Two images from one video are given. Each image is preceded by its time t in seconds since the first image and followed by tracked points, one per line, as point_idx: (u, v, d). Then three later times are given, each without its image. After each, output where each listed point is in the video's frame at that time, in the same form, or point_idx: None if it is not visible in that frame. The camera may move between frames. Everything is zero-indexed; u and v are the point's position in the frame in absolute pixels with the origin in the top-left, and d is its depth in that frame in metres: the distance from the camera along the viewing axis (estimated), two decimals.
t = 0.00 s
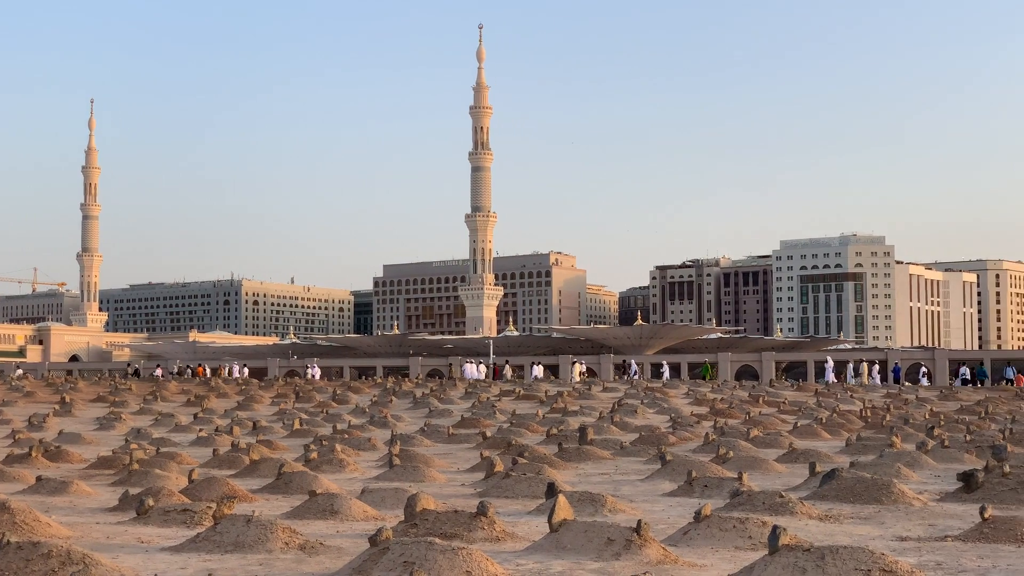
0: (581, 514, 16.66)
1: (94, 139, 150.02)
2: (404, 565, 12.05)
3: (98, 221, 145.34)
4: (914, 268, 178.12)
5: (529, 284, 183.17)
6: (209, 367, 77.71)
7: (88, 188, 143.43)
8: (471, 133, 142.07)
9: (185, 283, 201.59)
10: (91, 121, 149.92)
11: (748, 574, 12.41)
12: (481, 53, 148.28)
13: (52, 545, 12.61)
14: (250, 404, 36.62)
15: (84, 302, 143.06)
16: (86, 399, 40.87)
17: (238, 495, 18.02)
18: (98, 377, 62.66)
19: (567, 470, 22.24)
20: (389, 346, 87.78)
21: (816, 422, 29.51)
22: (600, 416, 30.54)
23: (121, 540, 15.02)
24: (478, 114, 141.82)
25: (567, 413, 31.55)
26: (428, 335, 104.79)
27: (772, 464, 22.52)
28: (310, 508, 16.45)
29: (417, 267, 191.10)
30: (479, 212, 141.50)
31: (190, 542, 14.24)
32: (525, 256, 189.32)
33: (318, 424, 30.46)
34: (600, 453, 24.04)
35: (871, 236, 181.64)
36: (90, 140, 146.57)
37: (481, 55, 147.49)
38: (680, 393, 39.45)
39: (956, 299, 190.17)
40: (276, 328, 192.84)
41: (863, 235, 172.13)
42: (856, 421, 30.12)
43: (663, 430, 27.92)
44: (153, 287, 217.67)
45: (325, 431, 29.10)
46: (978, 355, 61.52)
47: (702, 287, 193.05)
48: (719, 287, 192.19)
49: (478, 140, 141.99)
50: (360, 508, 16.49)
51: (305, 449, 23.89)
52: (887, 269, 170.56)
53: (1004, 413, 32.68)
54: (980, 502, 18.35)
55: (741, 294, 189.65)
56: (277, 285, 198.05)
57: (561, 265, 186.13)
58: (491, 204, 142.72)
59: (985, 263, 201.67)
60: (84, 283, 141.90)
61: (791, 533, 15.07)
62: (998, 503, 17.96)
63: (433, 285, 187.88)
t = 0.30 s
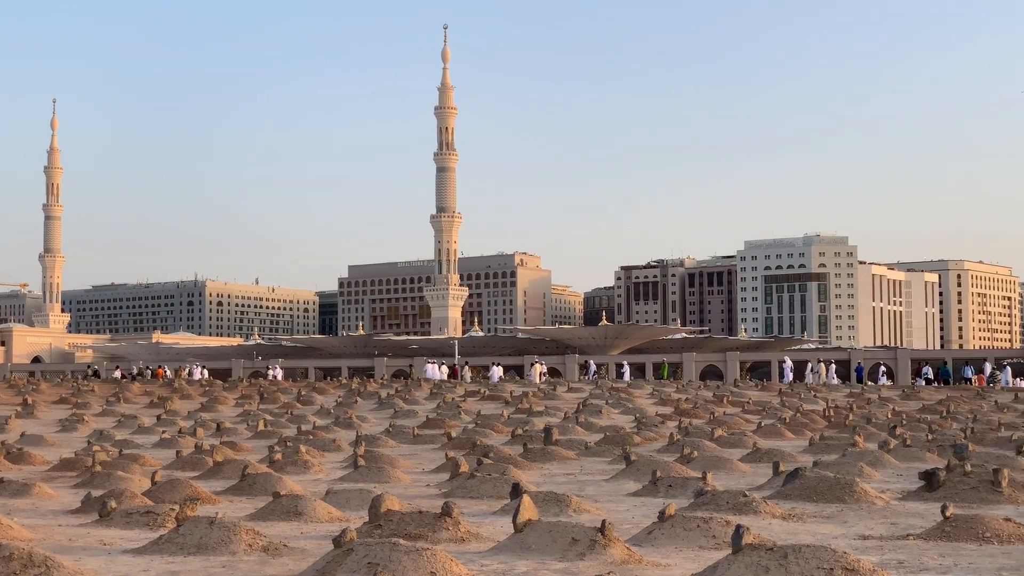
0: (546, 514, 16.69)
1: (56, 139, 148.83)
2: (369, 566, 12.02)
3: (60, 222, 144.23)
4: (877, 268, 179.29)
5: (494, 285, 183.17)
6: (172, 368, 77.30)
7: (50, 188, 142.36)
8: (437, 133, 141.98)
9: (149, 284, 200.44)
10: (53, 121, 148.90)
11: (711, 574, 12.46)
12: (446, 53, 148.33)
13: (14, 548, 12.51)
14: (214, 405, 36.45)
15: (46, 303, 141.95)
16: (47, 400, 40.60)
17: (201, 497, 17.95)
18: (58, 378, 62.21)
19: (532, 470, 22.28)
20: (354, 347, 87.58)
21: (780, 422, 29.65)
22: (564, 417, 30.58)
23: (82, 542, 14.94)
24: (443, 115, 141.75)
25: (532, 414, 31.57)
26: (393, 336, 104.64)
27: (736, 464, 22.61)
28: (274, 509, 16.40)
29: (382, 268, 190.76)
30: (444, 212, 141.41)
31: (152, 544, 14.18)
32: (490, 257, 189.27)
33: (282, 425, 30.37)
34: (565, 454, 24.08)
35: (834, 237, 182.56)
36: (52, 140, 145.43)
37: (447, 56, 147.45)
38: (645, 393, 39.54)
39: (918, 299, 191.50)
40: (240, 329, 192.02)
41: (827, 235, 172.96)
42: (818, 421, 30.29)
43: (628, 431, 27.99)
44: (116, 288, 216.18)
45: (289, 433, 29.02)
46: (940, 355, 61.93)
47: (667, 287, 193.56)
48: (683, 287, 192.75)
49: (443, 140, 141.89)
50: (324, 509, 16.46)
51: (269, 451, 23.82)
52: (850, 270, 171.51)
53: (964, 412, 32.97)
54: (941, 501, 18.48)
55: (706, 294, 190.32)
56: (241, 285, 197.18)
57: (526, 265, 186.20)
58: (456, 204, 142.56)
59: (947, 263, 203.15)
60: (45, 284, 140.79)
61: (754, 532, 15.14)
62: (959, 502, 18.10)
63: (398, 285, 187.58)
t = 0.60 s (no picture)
0: (510, 517, 16.69)
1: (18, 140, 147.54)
2: (332, 570, 11.99)
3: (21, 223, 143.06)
4: (840, 271, 180.26)
5: (459, 287, 183.06)
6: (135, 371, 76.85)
7: (11, 189, 141.19)
8: (402, 136, 141.77)
9: (111, 287, 199.27)
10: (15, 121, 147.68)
11: None
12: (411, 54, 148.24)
13: None
14: (177, 408, 36.25)
15: (7, 306, 140.84)
16: (8, 404, 40.29)
17: (163, 501, 17.83)
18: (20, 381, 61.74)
19: (496, 472, 22.27)
20: (318, 349, 87.30)
21: (744, 424, 29.76)
22: (529, 419, 30.60)
23: (43, 546, 14.83)
24: (408, 117, 141.55)
25: (496, 416, 31.55)
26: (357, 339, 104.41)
27: (700, 466, 22.67)
28: (237, 513, 16.31)
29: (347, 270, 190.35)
30: (408, 214, 141.24)
31: (113, 547, 14.09)
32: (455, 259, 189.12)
33: (246, 428, 30.23)
34: (529, 456, 24.08)
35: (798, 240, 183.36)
36: (14, 141, 144.24)
37: (412, 58, 147.24)
38: (609, 396, 39.63)
39: (881, 301, 192.65)
40: (203, 332, 191.23)
41: (791, 238, 173.59)
42: (782, 422, 30.42)
43: (593, 433, 28.03)
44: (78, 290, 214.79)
45: (252, 436, 28.91)
46: (903, 356, 62.23)
47: (631, 290, 194.00)
48: (648, 290, 193.18)
49: (408, 143, 141.70)
50: (288, 512, 16.40)
51: (232, 454, 23.71)
52: (814, 273, 172.26)
53: (926, 414, 33.21)
54: (903, 502, 18.58)
55: (671, 296, 190.82)
56: (205, 288, 196.29)
57: (491, 268, 186.20)
58: (421, 206, 142.38)
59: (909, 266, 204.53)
60: (6, 287, 139.66)
61: (718, 535, 15.18)
62: (921, 503, 18.22)
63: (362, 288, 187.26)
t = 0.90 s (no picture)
0: (473, 519, 16.67)
1: None
2: (292, 573, 11.97)
3: None
4: (802, 274, 181.20)
5: (423, 290, 182.87)
6: (96, 375, 76.39)
7: None
8: (365, 138, 141.56)
9: (71, 289, 197.96)
10: None
11: None
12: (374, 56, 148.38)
13: None
14: (137, 412, 36.02)
15: None
16: None
17: (124, 505, 17.71)
18: None
19: (459, 475, 22.27)
20: (281, 352, 86.97)
21: (707, 426, 29.89)
22: (492, 422, 30.61)
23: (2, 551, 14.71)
24: (371, 119, 141.41)
25: (459, 419, 31.56)
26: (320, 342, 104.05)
27: (662, 469, 22.73)
28: (198, 517, 16.24)
29: (310, 273, 189.86)
30: (371, 217, 141.25)
31: (73, 551, 14.00)
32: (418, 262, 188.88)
33: (207, 432, 30.10)
34: (492, 459, 24.09)
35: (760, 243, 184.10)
36: None
37: (375, 60, 147.17)
38: (572, 399, 39.61)
39: (843, 304, 193.74)
40: (164, 334, 190.28)
41: (753, 241, 174.26)
42: (745, 425, 30.56)
43: (555, 436, 28.04)
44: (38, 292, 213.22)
45: (214, 439, 28.80)
46: (864, 359, 62.54)
47: (594, 293, 194.37)
48: (611, 293, 193.58)
49: (371, 145, 141.52)
50: (249, 516, 16.35)
51: (194, 457, 23.60)
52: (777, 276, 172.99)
53: (888, 416, 33.45)
54: (863, 504, 18.69)
55: (634, 299, 191.25)
56: (166, 291, 195.30)
57: (454, 271, 186.13)
58: (384, 208, 142.36)
59: (870, 269, 205.83)
60: None
61: (679, 537, 15.24)
62: (881, 505, 18.32)
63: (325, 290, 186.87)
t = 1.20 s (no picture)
0: (433, 520, 16.66)
1: None
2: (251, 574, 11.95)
3: None
4: (762, 275, 182.10)
5: (383, 290, 182.58)
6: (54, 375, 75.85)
7: None
8: (326, 138, 141.20)
9: (29, 289, 196.44)
10: None
11: None
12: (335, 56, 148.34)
13: None
14: (95, 413, 35.80)
15: None
16: None
17: (81, 505, 17.61)
18: None
19: (419, 475, 22.26)
20: (241, 352, 86.63)
21: (667, 427, 30.02)
22: (452, 422, 30.63)
23: None
24: (332, 119, 141.13)
25: (420, 419, 31.56)
26: (280, 342, 103.69)
27: (622, 469, 22.81)
28: (156, 518, 16.16)
29: (270, 273, 189.19)
30: (333, 217, 141.04)
31: (30, 553, 13.91)
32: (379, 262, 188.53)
33: (166, 432, 29.96)
34: (452, 459, 24.11)
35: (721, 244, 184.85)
36: None
37: (336, 60, 146.93)
38: (533, 399, 39.70)
39: (802, 305, 194.85)
40: (123, 335, 189.09)
41: (714, 242, 174.96)
42: (704, 425, 30.71)
43: (515, 436, 28.07)
44: None
45: (172, 440, 28.66)
46: (822, 360, 62.90)
47: (555, 293, 194.63)
48: (572, 293, 193.88)
49: (332, 145, 141.23)
50: (207, 517, 16.28)
51: (152, 458, 23.48)
52: (737, 277, 173.72)
53: (846, 416, 33.65)
54: (821, 503, 18.80)
55: (595, 300, 191.64)
56: (126, 291, 194.12)
57: (415, 271, 185.92)
58: (345, 208, 142.13)
59: (829, 270, 207.13)
60: None
61: (638, 536, 15.29)
62: (839, 505, 18.43)
63: (286, 291, 186.23)
